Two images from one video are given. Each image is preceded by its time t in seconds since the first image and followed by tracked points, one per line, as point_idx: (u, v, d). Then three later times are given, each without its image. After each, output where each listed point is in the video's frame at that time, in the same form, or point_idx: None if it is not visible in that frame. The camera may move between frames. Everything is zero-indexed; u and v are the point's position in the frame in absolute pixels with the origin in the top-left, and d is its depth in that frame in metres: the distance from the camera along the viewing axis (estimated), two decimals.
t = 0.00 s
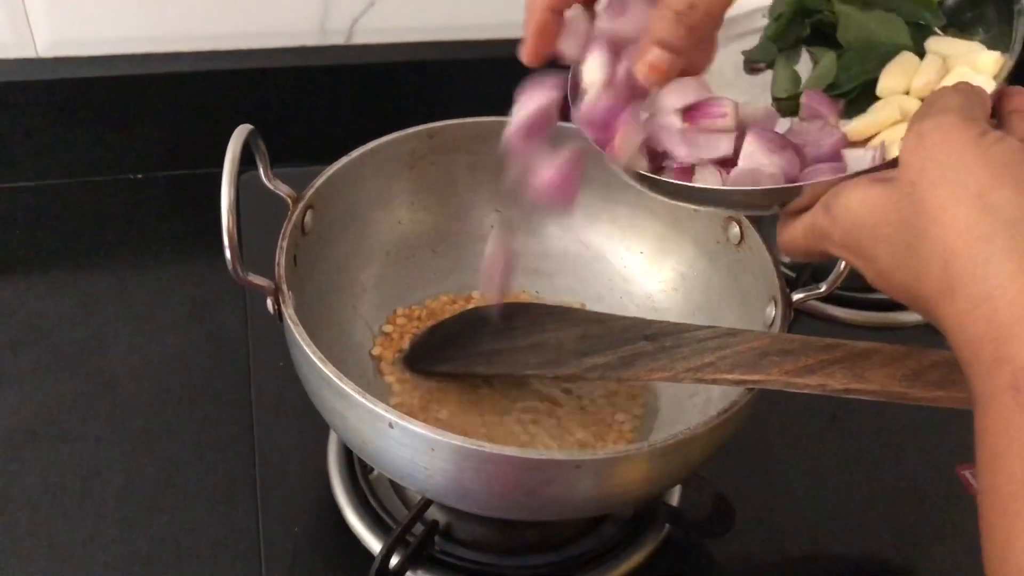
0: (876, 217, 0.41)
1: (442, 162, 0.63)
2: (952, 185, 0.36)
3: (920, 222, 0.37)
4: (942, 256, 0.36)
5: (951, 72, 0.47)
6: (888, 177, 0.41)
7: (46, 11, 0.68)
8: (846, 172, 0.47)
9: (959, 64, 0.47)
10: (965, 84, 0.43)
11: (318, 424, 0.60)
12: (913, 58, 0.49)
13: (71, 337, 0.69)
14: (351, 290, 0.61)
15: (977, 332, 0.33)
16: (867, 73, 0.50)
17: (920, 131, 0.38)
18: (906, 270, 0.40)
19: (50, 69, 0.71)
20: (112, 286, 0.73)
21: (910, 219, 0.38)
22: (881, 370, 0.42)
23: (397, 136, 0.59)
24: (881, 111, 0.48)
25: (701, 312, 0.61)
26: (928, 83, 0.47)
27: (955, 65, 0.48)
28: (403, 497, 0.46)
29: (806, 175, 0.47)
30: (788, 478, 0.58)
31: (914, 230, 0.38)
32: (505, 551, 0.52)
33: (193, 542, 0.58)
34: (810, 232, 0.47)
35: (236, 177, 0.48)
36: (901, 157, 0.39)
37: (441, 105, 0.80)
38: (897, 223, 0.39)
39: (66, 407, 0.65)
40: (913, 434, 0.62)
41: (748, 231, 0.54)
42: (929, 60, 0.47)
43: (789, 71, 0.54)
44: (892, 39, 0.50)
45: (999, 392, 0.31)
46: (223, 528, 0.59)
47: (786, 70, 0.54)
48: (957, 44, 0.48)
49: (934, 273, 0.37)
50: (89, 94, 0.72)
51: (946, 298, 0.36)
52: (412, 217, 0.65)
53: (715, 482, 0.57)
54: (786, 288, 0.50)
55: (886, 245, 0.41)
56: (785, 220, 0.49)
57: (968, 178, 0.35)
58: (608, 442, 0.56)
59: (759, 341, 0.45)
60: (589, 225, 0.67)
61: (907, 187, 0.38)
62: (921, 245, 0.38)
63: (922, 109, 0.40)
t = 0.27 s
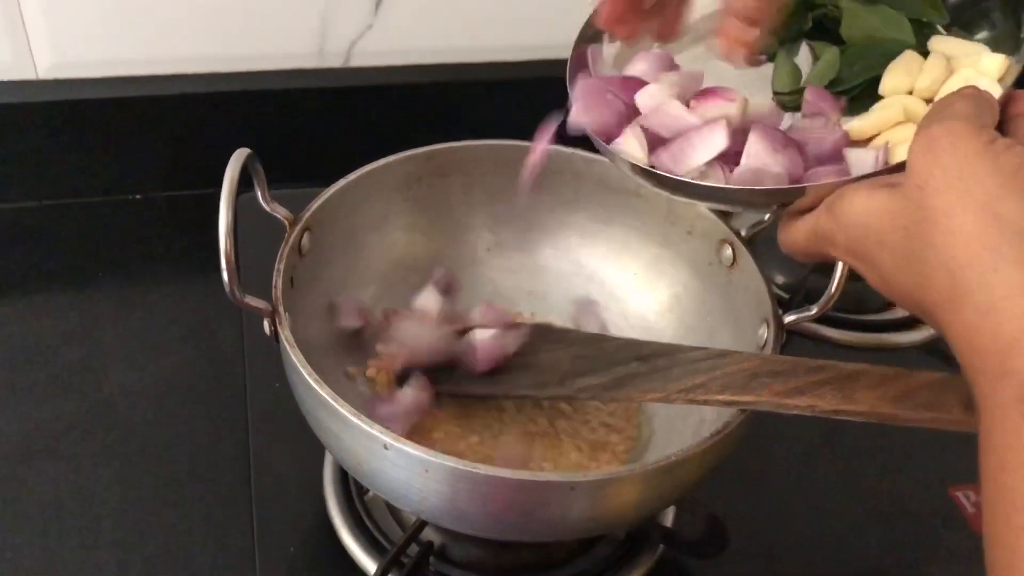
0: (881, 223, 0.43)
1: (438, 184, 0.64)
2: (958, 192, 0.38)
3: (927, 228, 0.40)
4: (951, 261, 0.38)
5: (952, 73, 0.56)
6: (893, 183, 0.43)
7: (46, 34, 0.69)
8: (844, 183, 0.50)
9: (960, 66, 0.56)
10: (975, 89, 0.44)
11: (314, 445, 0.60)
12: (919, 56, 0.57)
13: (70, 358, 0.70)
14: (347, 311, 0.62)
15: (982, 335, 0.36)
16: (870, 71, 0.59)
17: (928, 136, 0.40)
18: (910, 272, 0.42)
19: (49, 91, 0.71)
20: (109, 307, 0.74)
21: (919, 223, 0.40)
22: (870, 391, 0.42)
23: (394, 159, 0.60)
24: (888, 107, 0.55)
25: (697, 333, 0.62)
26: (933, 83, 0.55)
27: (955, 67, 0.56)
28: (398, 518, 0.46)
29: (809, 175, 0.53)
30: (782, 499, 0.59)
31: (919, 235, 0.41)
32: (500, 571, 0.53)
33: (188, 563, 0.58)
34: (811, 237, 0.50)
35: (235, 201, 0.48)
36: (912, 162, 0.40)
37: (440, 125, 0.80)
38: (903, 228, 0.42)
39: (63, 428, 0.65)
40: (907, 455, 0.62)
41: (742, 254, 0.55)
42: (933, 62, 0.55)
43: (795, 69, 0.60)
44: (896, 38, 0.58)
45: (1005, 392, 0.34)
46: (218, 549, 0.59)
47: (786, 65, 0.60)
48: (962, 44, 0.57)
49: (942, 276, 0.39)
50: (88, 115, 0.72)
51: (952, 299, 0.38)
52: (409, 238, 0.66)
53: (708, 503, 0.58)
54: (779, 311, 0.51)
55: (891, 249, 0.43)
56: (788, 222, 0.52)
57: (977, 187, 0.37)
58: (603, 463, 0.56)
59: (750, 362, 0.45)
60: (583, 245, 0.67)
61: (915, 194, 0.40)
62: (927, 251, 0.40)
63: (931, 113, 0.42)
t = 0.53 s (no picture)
0: (901, 238, 0.43)
1: (430, 215, 0.65)
2: (984, 205, 0.37)
3: (951, 241, 0.39)
4: (972, 275, 0.37)
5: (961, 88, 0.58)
6: (914, 199, 0.44)
7: (43, 62, 0.68)
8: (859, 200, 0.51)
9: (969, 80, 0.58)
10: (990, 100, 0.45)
11: (306, 473, 0.61)
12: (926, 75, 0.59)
13: (64, 388, 0.70)
14: (340, 341, 0.63)
15: (1006, 351, 0.35)
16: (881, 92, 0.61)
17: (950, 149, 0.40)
18: (929, 286, 0.42)
19: (43, 120, 0.71)
20: (102, 336, 0.74)
21: (939, 235, 0.40)
22: (849, 419, 0.43)
23: (386, 191, 0.61)
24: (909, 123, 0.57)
25: (686, 357, 0.63)
26: (943, 99, 0.57)
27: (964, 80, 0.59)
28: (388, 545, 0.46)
29: (826, 194, 0.55)
30: (769, 527, 0.59)
31: (939, 248, 0.40)
32: None
33: None
34: (831, 253, 0.50)
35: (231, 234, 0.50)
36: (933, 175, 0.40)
37: (434, 155, 0.80)
38: (923, 242, 0.42)
39: (55, 458, 0.65)
40: (893, 482, 0.63)
41: (726, 284, 0.57)
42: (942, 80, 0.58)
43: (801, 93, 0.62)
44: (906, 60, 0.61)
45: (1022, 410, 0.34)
46: None
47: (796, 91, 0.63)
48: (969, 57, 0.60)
49: (964, 289, 0.38)
50: (81, 146, 0.72)
51: (973, 311, 0.38)
52: (401, 268, 0.67)
53: (695, 530, 0.58)
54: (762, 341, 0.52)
55: (915, 264, 0.43)
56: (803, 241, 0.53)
57: (1004, 201, 0.37)
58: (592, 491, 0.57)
59: (734, 391, 0.47)
60: (573, 275, 0.69)
61: (937, 207, 0.40)
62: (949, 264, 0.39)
63: (951, 126, 0.42)
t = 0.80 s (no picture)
0: (921, 240, 0.45)
1: (421, 240, 0.66)
2: (999, 206, 0.39)
3: (966, 241, 0.41)
4: (988, 273, 0.39)
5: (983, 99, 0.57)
6: (928, 204, 0.45)
7: (41, 87, 0.69)
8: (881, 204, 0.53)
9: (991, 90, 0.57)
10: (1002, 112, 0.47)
11: (297, 495, 0.61)
12: (949, 85, 0.58)
13: (58, 412, 0.70)
14: (332, 364, 0.64)
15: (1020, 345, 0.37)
16: (898, 105, 0.63)
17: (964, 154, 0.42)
18: (950, 285, 0.44)
19: (38, 144, 0.72)
20: (95, 360, 0.75)
21: (957, 237, 0.41)
22: (834, 434, 0.46)
23: (378, 216, 0.62)
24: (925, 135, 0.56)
25: (672, 379, 0.64)
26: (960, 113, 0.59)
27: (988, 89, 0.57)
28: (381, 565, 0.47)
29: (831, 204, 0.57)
30: (755, 548, 0.60)
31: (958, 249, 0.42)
32: None
33: None
34: (852, 257, 0.53)
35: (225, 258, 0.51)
36: (946, 181, 0.42)
37: (425, 180, 0.81)
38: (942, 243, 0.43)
39: (47, 482, 0.66)
40: (878, 502, 0.63)
41: (711, 308, 0.58)
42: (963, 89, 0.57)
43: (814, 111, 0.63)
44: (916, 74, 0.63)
45: None
46: None
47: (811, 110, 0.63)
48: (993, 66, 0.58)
49: (982, 286, 0.40)
50: (76, 170, 0.73)
51: (990, 308, 0.39)
52: (392, 292, 0.68)
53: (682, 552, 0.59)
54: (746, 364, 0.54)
55: (928, 264, 0.45)
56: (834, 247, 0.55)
57: (1016, 202, 0.38)
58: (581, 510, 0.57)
59: (720, 409, 0.49)
60: (562, 299, 0.70)
61: (952, 210, 0.42)
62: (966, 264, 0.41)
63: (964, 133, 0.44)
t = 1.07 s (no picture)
0: (890, 272, 0.46)
1: (412, 257, 0.67)
2: (956, 237, 0.40)
3: (927, 272, 0.42)
4: (952, 304, 0.40)
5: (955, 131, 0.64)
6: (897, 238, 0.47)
7: (37, 106, 0.70)
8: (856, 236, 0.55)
9: (964, 123, 0.65)
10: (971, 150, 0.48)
11: (291, 510, 0.62)
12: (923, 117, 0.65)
13: (51, 429, 0.71)
14: (325, 379, 0.64)
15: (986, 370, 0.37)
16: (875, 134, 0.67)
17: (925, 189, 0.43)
18: (915, 316, 0.44)
19: (33, 163, 0.72)
20: (89, 377, 0.75)
21: (920, 270, 0.42)
22: (818, 447, 0.47)
23: (370, 234, 0.63)
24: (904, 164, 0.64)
25: (661, 394, 0.65)
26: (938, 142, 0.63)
27: (959, 124, 0.65)
28: None
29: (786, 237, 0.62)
30: (744, 563, 0.60)
31: (920, 279, 0.43)
32: None
33: None
34: (829, 285, 0.54)
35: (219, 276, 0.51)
36: (909, 215, 0.44)
37: (418, 198, 0.82)
38: (908, 275, 0.44)
39: (40, 498, 0.66)
40: (865, 516, 0.64)
41: (699, 324, 0.59)
42: (939, 121, 0.63)
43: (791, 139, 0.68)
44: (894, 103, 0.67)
45: None
46: None
47: (794, 135, 0.69)
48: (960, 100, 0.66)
49: (943, 315, 0.41)
50: (71, 188, 0.73)
51: (951, 334, 0.40)
52: (385, 308, 0.69)
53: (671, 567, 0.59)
54: (732, 381, 0.55)
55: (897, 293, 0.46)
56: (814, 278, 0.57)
57: (972, 232, 0.39)
58: (571, 526, 0.58)
59: (708, 423, 0.50)
60: (552, 316, 0.71)
61: (916, 244, 0.43)
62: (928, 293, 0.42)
63: (927, 170, 0.46)
